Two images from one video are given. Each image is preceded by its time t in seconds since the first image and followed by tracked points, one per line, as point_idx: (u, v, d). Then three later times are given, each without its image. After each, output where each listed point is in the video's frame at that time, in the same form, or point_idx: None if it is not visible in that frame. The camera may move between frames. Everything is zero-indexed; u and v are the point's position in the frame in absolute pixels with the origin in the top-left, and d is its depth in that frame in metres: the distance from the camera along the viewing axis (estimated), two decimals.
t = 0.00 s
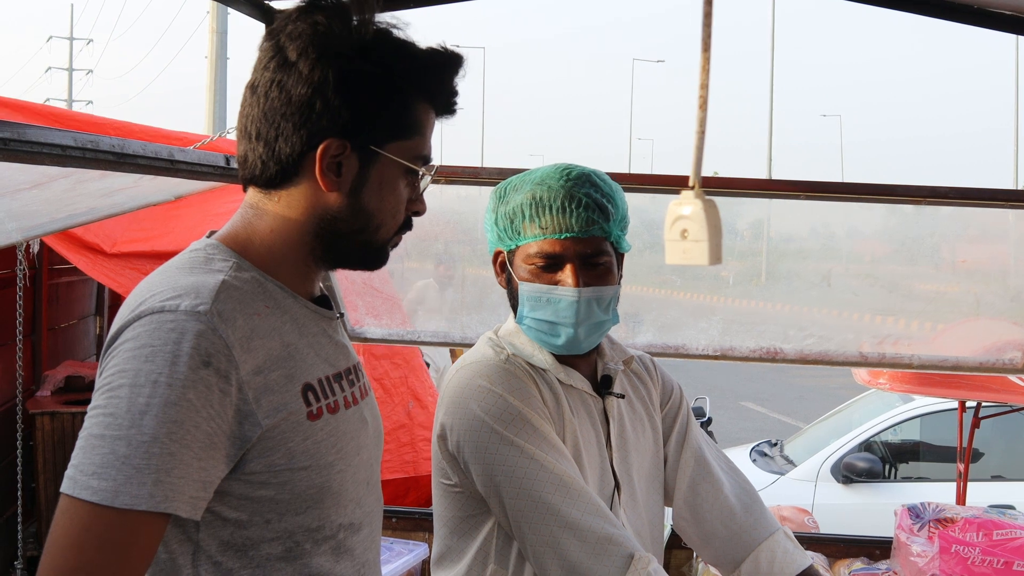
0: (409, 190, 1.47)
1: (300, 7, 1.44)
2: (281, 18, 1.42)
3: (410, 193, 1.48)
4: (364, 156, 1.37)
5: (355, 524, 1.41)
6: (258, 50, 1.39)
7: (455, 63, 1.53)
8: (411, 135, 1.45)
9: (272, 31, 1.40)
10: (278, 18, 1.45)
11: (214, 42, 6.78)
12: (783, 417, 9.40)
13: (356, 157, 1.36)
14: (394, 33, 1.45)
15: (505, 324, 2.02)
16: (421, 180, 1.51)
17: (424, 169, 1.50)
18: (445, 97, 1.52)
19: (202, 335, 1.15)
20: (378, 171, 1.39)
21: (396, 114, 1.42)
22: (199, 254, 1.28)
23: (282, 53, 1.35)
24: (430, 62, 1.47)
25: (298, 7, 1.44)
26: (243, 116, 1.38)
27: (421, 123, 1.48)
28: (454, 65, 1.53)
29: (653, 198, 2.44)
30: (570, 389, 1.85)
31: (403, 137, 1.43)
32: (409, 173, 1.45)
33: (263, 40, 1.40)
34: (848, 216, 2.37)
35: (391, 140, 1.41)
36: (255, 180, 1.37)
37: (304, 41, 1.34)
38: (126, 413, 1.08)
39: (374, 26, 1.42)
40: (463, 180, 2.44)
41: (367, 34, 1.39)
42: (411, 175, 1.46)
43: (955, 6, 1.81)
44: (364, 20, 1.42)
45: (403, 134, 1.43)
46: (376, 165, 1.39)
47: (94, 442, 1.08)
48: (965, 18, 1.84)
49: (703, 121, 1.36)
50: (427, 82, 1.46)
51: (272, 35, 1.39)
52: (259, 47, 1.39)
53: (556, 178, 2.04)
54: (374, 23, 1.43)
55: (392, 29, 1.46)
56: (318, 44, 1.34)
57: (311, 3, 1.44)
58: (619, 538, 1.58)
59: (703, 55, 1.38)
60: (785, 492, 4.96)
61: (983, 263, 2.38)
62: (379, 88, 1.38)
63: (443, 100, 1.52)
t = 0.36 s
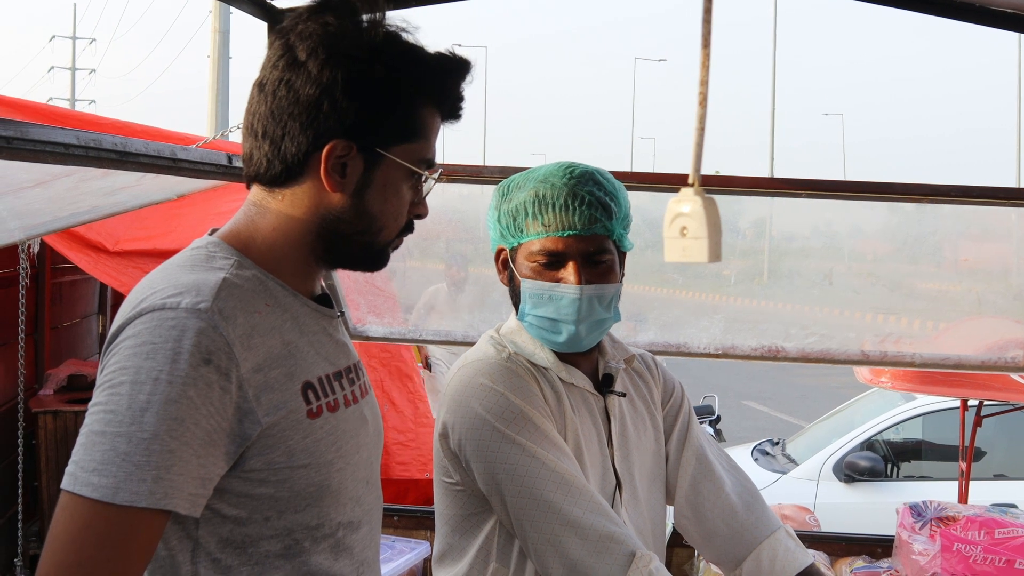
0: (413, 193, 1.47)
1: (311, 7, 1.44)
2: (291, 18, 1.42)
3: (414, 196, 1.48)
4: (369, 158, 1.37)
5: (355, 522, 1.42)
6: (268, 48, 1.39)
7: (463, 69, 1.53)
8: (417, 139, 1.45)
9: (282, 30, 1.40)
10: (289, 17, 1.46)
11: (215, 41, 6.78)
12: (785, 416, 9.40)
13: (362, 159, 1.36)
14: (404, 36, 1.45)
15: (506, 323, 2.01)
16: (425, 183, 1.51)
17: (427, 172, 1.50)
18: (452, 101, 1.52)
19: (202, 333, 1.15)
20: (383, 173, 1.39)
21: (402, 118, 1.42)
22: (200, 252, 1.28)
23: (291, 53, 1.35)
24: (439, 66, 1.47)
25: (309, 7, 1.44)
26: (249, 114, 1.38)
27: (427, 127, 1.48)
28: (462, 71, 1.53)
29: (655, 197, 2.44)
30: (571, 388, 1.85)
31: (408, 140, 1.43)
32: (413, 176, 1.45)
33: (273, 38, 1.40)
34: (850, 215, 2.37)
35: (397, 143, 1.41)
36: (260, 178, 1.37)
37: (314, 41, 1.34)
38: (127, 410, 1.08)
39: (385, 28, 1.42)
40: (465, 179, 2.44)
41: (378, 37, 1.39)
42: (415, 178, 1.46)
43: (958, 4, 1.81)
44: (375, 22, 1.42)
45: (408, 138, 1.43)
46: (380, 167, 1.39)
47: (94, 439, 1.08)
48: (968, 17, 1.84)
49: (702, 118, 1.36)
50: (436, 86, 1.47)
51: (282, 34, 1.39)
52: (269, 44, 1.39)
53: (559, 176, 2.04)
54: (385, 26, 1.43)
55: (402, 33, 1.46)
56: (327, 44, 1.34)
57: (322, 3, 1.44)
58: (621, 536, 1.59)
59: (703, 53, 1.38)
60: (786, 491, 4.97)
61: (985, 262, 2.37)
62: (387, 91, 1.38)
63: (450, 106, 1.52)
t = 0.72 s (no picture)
0: (412, 192, 1.47)
1: (311, 6, 1.43)
2: (291, 16, 1.42)
3: (412, 194, 1.47)
4: (368, 158, 1.37)
5: (353, 520, 1.42)
6: (267, 47, 1.39)
7: (463, 69, 1.53)
8: (416, 139, 1.45)
9: (282, 29, 1.40)
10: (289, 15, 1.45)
11: (216, 41, 6.77)
12: (786, 416, 9.38)
13: (361, 158, 1.36)
14: (404, 36, 1.45)
15: (505, 321, 2.01)
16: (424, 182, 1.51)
17: (426, 171, 1.49)
18: (452, 101, 1.52)
19: (200, 331, 1.15)
20: (382, 172, 1.39)
21: (402, 117, 1.42)
22: (198, 251, 1.28)
23: (291, 52, 1.35)
24: (438, 66, 1.47)
25: (309, 5, 1.44)
26: (248, 112, 1.38)
27: (426, 126, 1.48)
28: (461, 71, 1.53)
29: (656, 196, 2.43)
30: (570, 387, 1.85)
31: (407, 140, 1.43)
32: (412, 175, 1.45)
33: (272, 37, 1.39)
34: (851, 214, 2.37)
35: (396, 142, 1.41)
36: (259, 177, 1.37)
37: (314, 40, 1.34)
38: (124, 408, 1.08)
39: (385, 28, 1.42)
40: (465, 178, 2.44)
41: (379, 36, 1.39)
42: (414, 177, 1.46)
43: (959, 3, 1.81)
44: (375, 21, 1.42)
45: (408, 137, 1.43)
46: (379, 166, 1.39)
47: (92, 436, 1.08)
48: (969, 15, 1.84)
49: (701, 116, 1.36)
50: (435, 86, 1.46)
51: (282, 33, 1.39)
52: (268, 43, 1.39)
53: (559, 169, 2.04)
54: (384, 24, 1.43)
55: (402, 32, 1.46)
56: (327, 43, 1.34)
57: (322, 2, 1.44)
58: (620, 534, 1.58)
59: (702, 51, 1.38)
60: (787, 490, 4.96)
61: (986, 261, 2.37)
62: (387, 90, 1.38)
63: (449, 105, 1.52)
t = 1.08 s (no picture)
0: (406, 190, 1.47)
1: (305, 5, 1.43)
2: (286, 16, 1.41)
3: (407, 193, 1.48)
4: (363, 157, 1.37)
5: (349, 519, 1.42)
6: (262, 47, 1.39)
7: (457, 67, 1.53)
8: (411, 138, 1.45)
9: (276, 28, 1.40)
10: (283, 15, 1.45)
11: (214, 41, 6.77)
12: (785, 415, 9.38)
13: (356, 158, 1.37)
14: (398, 35, 1.45)
15: (499, 323, 2.00)
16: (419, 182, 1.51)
17: (420, 170, 1.50)
18: (446, 100, 1.52)
19: (196, 330, 1.15)
20: (377, 171, 1.39)
21: (397, 117, 1.42)
22: (194, 250, 1.28)
23: (286, 52, 1.34)
24: (433, 65, 1.47)
25: (304, 5, 1.43)
26: (244, 113, 1.37)
27: (421, 126, 1.48)
28: (456, 70, 1.53)
29: (653, 195, 2.43)
30: (564, 389, 1.85)
31: (402, 139, 1.43)
32: (406, 174, 1.45)
33: (267, 37, 1.39)
34: (849, 213, 2.36)
35: (392, 142, 1.41)
36: (255, 177, 1.36)
37: (309, 40, 1.34)
38: (120, 407, 1.08)
39: (379, 27, 1.42)
40: (463, 177, 2.44)
41: (373, 36, 1.39)
42: (409, 175, 1.46)
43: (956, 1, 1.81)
44: (369, 21, 1.42)
45: (403, 136, 1.43)
46: (374, 166, 1.39)
47: (89, 435, 1.08)
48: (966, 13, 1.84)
49: (694, 115, 1.36)
50: (429, 85, 1.47)
51: (277, 33, 1.39)
52: (263, 43, 1.39)
53: (558, 172, 2.03)
54: (379, 24, 1.43)
55: (396, 32, 1.46)
56: (323, 43, 1.34)
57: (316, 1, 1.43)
58: (612, 539, 1.58)
59: (695, 49, 1.37)
60: (785, 490, 4.97)
61: (983, 261, 2.37)
62: (382, 90, 1.38)
63: (443, 104, 1.52)
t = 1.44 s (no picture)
0: (401, 192, 1.47)
1: (298, 8, 1.43)
2: (279, 19, 1.41)
3: (402, 194, 1.47)
4: (357, 159, 1.37)
5: (345, 520, 1.41)
6: (255, 49, 1.38)
7: (451, 69, 1.53)
8: (406, 140, 1.45)
9: (269, 32, 1.39)
10: (276, 18, 1.45)
11: (208, 43, 6.75)
12: (781, 416, 9.40)
13: (351, 160, 1.36)
14: (391, 38, 1.45)
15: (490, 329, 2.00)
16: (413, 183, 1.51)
17: (415, 172, 1.49)
18: (440, 101, 1.52)
19: (191, 332, 1.15)
20: (371, 173, 1.39)
21: (391, 119, 1.42)
22: (188, 253, 1.27)
23: (279, 55, 1.34)
24: (426, 67, 1.47)
25: (296, 7, 1.43)
26: (237, 116, 1.37)
27: (416, 128, 1.48)
28: (449, 71, 1.53)
29: (647, 197, 2.43)
30: (558, 392, 1.85)
31: (397, 141, 1.43)
32: (400, 175, 1.45)
33: (260, 40, 1.39)
34: (843, 214, 2.36)
35: (386, 143, 1.41)
36: (249, 180, 1.36)
37: (303, 43, 1.34)
38: (116, 409, 1.08)
39: (372, 30, 1.42)
40: (456, 179, 2.41)
41: (367, 38, 1.39)
42: (404, 177, 1.46)
43: (949, 2, 1.81)
44: (362, 24, 1.41)
45: (397, 139, 1.43)
46: (369, 167, 1.38)
47: (84, 438, 1.08)
48: (959, 15, 1.84)
49: (689, 117, 1.35)
50: (423, 87, 1.46)
51: (270, 36, 1.38)
52: (256, 46, 1.39)
53: (536, 172, 2.02)
54: (373, 27, 1.43)
55: (389, 34, 1.46)
56: (316, 46, 1.33)
57: (309, 4, 1.43)
58: (605, 541, 1.58)
59: (689, 50, 1.37)
60: (780, 490, 4.98)
61: (978, 261, 2.37)
62: (376, 93, 1.38)
63: (437, 107, 1.52)
